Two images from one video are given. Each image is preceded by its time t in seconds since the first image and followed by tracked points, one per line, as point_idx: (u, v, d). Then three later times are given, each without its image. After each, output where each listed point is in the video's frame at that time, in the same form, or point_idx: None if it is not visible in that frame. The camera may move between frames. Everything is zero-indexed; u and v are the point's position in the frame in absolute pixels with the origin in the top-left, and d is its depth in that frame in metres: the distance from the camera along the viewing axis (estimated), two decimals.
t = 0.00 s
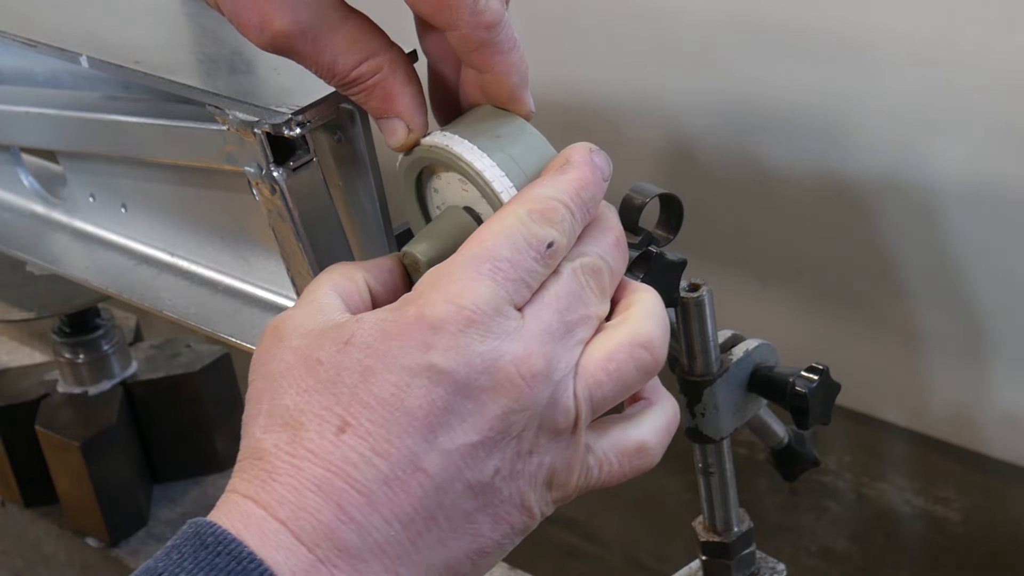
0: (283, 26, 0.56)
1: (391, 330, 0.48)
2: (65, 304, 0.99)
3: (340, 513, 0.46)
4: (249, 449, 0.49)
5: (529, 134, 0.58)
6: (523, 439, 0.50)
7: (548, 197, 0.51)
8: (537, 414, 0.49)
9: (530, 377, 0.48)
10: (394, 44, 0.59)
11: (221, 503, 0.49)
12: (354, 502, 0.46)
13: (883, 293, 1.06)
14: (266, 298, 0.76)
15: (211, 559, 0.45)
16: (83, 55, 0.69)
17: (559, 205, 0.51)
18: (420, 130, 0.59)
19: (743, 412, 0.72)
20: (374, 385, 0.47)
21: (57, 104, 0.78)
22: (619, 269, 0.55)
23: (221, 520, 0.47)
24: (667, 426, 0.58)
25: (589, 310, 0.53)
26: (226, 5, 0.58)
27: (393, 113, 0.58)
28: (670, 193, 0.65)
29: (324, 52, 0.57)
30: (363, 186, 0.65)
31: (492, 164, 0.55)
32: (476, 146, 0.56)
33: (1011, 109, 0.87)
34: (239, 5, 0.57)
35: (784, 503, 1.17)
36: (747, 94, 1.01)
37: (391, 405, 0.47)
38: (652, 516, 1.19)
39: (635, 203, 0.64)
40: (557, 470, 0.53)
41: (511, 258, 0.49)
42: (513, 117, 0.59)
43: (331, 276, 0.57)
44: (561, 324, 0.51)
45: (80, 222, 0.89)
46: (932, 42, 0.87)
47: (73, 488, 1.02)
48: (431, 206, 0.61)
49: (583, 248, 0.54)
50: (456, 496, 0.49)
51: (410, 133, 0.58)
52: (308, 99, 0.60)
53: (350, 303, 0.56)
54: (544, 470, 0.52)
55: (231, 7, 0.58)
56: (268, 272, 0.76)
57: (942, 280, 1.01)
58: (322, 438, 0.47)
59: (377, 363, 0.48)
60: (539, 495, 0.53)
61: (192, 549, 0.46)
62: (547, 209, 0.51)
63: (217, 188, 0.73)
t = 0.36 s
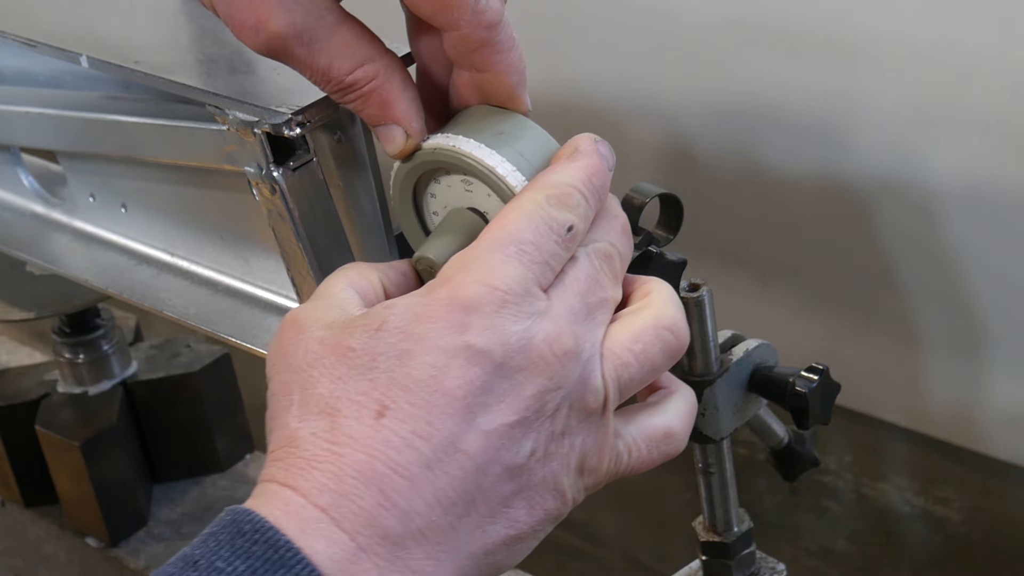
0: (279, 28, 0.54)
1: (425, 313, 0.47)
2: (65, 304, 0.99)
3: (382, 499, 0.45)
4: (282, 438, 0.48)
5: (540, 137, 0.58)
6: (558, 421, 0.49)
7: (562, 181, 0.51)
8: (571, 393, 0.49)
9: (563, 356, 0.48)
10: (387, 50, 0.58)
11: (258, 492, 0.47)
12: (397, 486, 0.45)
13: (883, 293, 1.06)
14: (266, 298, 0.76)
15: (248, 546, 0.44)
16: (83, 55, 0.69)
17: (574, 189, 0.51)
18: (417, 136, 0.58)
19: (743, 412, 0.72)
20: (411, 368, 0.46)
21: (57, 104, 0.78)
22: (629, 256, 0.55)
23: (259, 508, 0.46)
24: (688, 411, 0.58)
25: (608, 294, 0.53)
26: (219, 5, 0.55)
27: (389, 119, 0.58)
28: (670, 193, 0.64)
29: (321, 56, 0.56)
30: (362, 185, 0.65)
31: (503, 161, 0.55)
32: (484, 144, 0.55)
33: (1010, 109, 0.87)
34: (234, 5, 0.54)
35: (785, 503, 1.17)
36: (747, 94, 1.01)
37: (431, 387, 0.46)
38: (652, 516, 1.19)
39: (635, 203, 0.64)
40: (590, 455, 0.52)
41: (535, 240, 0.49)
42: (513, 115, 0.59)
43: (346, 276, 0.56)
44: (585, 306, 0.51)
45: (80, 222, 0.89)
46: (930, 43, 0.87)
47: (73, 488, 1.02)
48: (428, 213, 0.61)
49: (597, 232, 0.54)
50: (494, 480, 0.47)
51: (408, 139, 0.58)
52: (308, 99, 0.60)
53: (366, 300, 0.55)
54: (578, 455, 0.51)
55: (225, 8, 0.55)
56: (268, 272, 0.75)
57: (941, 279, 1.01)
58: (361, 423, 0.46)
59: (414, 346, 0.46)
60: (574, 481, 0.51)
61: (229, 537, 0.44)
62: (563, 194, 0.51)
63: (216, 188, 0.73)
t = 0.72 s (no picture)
0: (274, 31, 0.55)
1: (465, 295, 0.46)
2: (65, 304, 0.99)
3: (433, 483, 0.44)
4: (325, 425, 0.46)
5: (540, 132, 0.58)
6: (595, 401, 0.49)
7: (577, 167, 0.52)
8: (608, 371, 0.49)
9: (599, 335, 0.48)
10: (384, 58, 0.58)
11: (304, 476, 0.46)
12: (447, 470, 0.44)
13: (883, 293, 1.05)
14: (266, 298, 0.76)
15: (296, 530, 0.43)
16: (83, 55, 0.69)
17: (590, 175, 0.52)
18: (416, 144, 0.58)
19: (743, 412, 0.72)
20: (455, 350, 0.45)
21: (57, 104, 0.78)
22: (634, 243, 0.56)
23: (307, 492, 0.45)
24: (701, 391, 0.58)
25: (627, 278, 0.53)
26: (216, 9, 0.56)
27: (388, 127, 0.57)
28: (670, 193, 0.65)
29: (315, 62, 0.56)
30: (362, 186, 0.65)
31: (513, 156, 0.55)
32: (495, 143, 0.55)
33: (1010, 109, 0.87)
34: (231, 8, 0.55)
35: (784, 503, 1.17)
36: (747, 94, 1.01)
37: (477, 368, 0.45)
38: (651, 517, 1.18)
39: (635, 203, 0.64)
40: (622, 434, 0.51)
41: (563, 224, 0.49)
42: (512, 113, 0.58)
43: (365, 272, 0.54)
44: (611, 288, 0.51)
45: (80, 222, 0.89)
46: (929, 44, 0.87)
47: (73, 488, 1.02)
48: (427, 216, 0.60)
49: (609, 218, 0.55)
50: (538, 462, 0.47)
51: (407, 146, 0.57)
52: (308, 99, 0.60)
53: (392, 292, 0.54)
54: (612, 435, 0.51)
55: (221, 11, 0.56)
56: (269, 272, 0.75)
57: (939, 279, 1.01)
58: (408, 408, 0.45)
59: (457, 329, 0.46)
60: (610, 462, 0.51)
61: (276, 520, 0.44)
62: (580, 179, 0.51)
63: (216, 188, 0.73)
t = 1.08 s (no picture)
0: (268, 39, 0.55)
1: (486, 296, 0.49)
2: (65, 304, 0.99)
3: (457, 483, 0.45)
4: (348, 425, 0.48)
5: (542, 133, 0.58)
6: (610, 401, 0.51)
7: (583, 168, 0.54)
8: (622, 372, 0.51)
9: (614, 335, 0.51)
10: (379, 64, 0.58)
11: (325, 478, 0.47)
12: (471, 469, 0.46)
13: (883, 292, 1.05)
14: (266, 298, 0.76)
15: (316, 530, 0.45)
16: (83, 56, 0.69)
17: (594, 175, 0.54)
18: (416, 147, 0.57)
19: (743, 413, 0.72)
20: (477, 350, 0.47)
21: (57, 104, 0.78)
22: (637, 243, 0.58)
23: (329, 493, 0.46)
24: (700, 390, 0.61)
25: (637, 278, 0.55)
26: (209, 17, 0.57)
27: (387, 131, 0.57)
28: (670, 193, 0.64)
29: (312, 70, 0.55)
30: (362, 185, 0.65)
31: (516, 154, 0.55)
32: (500, 143, 0.55)
33: (1011, 108, 0.87)
34: (223, 17, 0.55)
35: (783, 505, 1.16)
36: (748, 93, 1.00)
37: (500, 367, 0.47)
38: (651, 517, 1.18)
39: (636, 203, 0.64)
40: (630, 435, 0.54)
41: (573, 224, 0.52)
42: (512, 111, 0.58)
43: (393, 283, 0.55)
44: (622, 290, 0.53)
45: (80, 222, 0.89)
46: (929, 44, 0.87)
47: (73, 489, 1.02)
48: (428, 216, 0.60)
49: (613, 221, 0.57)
50: (557, 461, 0.49)
51: (407, 149, 0.57)
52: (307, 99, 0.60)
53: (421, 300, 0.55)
54: (622, 436, 0.53)
55: (213, 19, 0.56)
56: (268, 272, 0.75)
57: (938, 278, 1.01)
58: (433, 407, 0.46)
59: (479, 328, 0.48)
60: (619, 463, 0.53)
61: (296, 520, 0.45)
62: (586, 181, 0.54)
63: (216, 188, 0.73)
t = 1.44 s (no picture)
0: (262, 49, 0.57)
1: (446, 317, 0.49)
2: (66, 304, 0.99)
3: (405, 503, 0.47)
4: (312, 442, 0.51)
5: (541, 137, 0.57)
6: (579, 421, 0.51)
7: (565, 179, 0.53)
8: (591, 392, 0.51)
9: (582, 356, 0.50)
10: (375, 66, 0.60)
11: (285, 495, 0.50)
12: (419, 491, 0.47)
13: (882, 292, 1.05)
14: (266, 298, 0.76)
15: (272, 550, 0.47)
16: (83, 56, 0.69)
17: (576, 189, 0.53)
18: (414, 144, 0.58)
19: (743, 413, 0.72)
20: (433, 372, 0.48)
21: (58, 104, 0.78)
22: (634, 250, 0.57)
23: (283, 511, 0.49)
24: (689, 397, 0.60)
25: (622, 290, 0.54)
26: (208, 29, 0.60)
27: (384, 130, 0.58)
28: (670, 193, 0.65)
29: (305, 76, 0.57)
30: (362, 186, 0.65)
31: (509, 160, 0.55)
32: (492, 147, 0.55)
33: (1012, 109, 0.87)
34: (218, 27, 0.59)
35: (785, 503, 1.17)
36: (748, 93, 1.01)
37: (454, 390, 0.48)
38: (652, 517, 1.18)
39: (636, 204, 0.64)
40: (605, 449, 0.54)
41: (547, 241, 0.50)
42: (513, 116, 0.58)
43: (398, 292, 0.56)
44: (601, 304, 0.52)
45: (80, 222, 0.89)
46: (928, 45, 0.88)
47: (73, 488, 1.02)
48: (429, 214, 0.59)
49: (601, 229, 0.56)
50: (516, 481, 0.50)
51: (405, 146, 0.58)
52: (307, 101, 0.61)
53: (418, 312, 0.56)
54: (595, 451, 0.54)
55: (211, 31, 0.59)
56: (268, 272, 0.75)
57: (939, 278, 1.01)
58: (386, 428, 0.48)
59: (437, 349, 0.48)
60: (590, 475, 0.54)
61: (252, 539, 0.48)
62: (567, 194, 0.52)
63: (216, 188, 0.73)
